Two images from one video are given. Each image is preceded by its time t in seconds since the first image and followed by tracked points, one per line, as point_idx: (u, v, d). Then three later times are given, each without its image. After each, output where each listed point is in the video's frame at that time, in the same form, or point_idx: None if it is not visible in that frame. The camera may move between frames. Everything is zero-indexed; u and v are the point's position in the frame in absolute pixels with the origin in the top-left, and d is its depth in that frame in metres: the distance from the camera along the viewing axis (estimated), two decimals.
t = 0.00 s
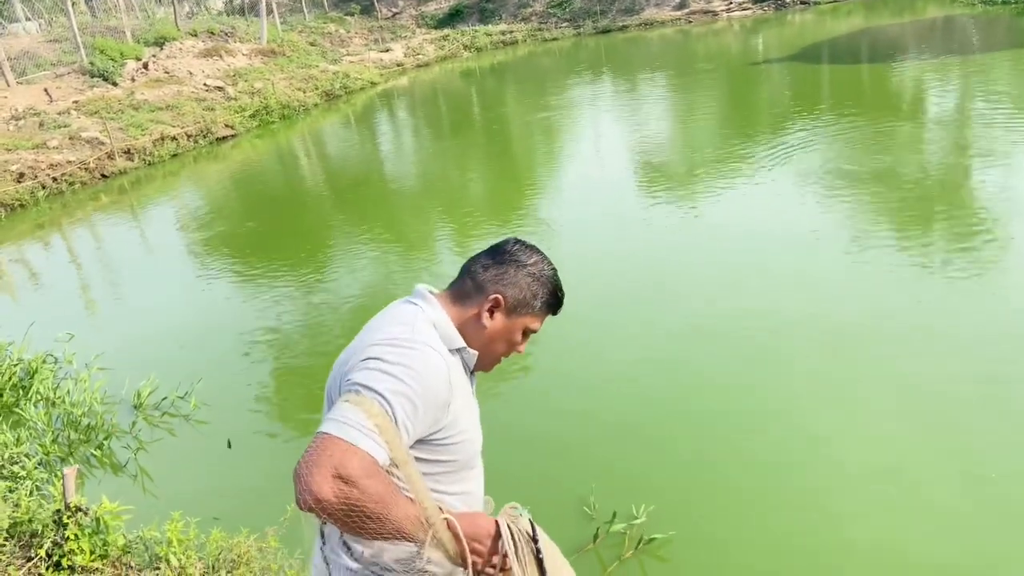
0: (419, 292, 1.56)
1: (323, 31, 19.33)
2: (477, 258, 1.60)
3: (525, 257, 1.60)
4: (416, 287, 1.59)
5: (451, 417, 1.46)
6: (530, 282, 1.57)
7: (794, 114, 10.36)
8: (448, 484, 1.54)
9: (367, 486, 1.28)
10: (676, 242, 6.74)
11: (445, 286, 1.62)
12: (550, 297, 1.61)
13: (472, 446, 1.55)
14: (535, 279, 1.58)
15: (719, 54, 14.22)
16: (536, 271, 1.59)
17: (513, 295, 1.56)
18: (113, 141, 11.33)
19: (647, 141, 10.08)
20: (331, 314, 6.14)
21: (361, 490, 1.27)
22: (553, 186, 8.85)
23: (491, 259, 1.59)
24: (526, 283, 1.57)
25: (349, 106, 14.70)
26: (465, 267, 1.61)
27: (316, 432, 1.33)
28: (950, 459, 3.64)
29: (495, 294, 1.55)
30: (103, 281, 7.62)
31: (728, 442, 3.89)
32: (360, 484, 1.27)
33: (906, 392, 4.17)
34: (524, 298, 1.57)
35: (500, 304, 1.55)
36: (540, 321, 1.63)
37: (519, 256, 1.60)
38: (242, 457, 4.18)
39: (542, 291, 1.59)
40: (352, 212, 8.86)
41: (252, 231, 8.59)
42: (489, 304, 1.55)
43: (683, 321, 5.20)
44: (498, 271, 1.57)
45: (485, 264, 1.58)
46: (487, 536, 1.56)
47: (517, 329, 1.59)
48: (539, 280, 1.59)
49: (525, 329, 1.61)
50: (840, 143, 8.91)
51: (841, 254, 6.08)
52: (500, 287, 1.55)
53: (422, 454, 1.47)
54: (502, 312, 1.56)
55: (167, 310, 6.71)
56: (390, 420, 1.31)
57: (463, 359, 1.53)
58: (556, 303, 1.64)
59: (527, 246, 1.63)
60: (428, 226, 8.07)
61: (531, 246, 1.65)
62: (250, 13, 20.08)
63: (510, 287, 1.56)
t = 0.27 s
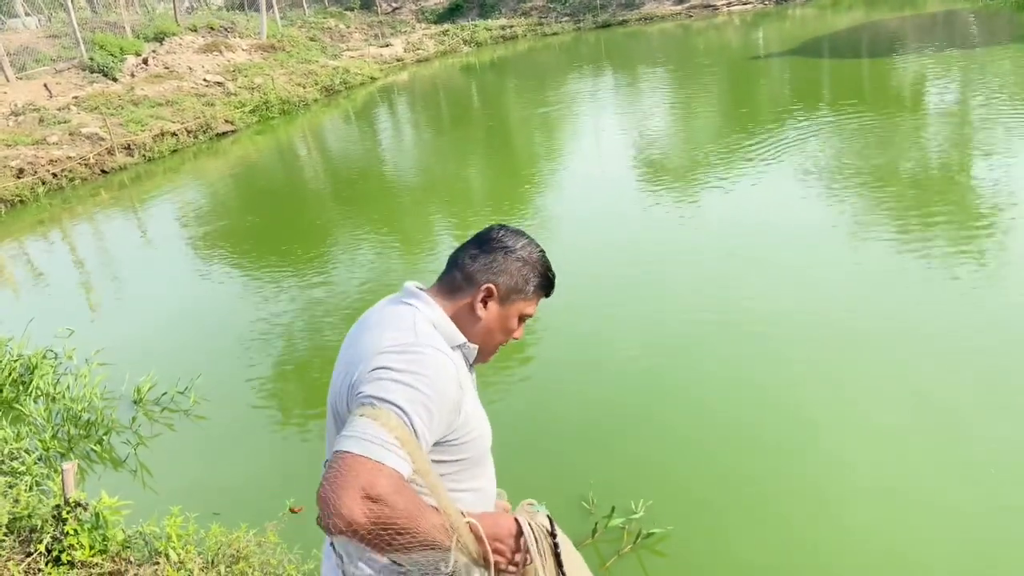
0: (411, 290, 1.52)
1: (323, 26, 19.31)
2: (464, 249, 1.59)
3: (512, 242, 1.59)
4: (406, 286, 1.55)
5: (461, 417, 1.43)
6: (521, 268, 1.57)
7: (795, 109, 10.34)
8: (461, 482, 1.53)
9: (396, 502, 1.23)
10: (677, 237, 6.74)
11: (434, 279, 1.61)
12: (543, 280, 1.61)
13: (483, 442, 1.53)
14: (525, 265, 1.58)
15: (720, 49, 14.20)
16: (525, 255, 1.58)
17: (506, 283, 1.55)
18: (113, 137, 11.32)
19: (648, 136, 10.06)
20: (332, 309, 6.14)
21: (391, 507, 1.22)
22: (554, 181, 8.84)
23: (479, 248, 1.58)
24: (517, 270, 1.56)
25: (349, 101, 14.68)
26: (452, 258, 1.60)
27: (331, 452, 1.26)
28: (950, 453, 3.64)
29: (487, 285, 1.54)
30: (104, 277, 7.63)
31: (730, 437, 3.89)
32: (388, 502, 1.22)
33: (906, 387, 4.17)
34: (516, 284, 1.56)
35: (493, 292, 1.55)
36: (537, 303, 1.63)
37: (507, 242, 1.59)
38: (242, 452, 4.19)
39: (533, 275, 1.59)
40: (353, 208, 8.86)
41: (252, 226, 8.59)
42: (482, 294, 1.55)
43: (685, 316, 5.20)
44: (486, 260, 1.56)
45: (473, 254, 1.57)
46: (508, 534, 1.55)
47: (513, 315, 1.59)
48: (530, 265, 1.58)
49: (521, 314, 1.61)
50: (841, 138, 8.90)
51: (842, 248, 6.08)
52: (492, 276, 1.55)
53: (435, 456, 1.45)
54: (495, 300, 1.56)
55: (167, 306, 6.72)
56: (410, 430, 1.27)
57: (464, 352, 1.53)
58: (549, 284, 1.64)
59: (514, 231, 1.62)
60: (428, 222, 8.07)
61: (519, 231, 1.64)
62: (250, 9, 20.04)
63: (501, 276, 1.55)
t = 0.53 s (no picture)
0: (399, 299, 1.50)
1: (320, 22, 19.27)
2: (449, 249, 1.56)
3: (497, 237, 1.56)
4: (393, 294, 1.53)
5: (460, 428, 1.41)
6: (509, 264, 1.54)
7: (793, 105, 10.34)
8: (467, 491, 1.51)
9: (403, 536, 1.22)
10: (674, 233, 6.73)
11: (421, 282, 1.58)
12: (533, 273, 1.58)
13: (486, 449, 1.52)
14: (512, 260, 1.55)
15: (718, 45, 14.17)
16: (511, 249, 1.55)
17: (493, 281, 1.53)
18: (109, 133, 11.29)
19: (645, 132, 10.05)
20: (329, 306, 6.13)
21: (398, 542, 1.22)
22: (551, 177, 8.83)
23: (463, 246, 1.55)
24: (504, 267, 1.53)
25: (346, 97, 14.66)
26: (438, 259, 1.57)
27: (330, 487, 1.24)
28: (947, 450, 3.64)
29: (474, 285, 1.52)
30: (100, 273, 7.61)
31: (728, 433, 3.89)
32: (396, 535, 1.21)
33: (904, 384, 4.17)
34: (505, 280, 1.54)
35: (482, 292, 1.53)
36: (530, 297, 1.60)
37: (492, 239, 1.55)
38: (237, 450, 4.18)
39: (522, 270, 1.56)
40: (350, 204, 8.85)
41: (249, 223, 8.58)
42: (471, 295, 1.52)
43: (682, 312, 5.20)
44: (472, 259, 1.53)
45: (457, 254, 1.54)
46: (515, 548, 1.57)
47: (506, 312, 1.57)
48: (518, 259, 1.55)
49: (514, 310, 1.59)
50: (838, 134, 8.89)
51: (840, 244, 6.08)
52: (480, 275, 1.52)
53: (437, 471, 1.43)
54: (485, 299, 1.53)
55: (164, 302, 6.70)
56: (411, 458, 1.25)
57: (459, 356, 1.51)
58: (539, 276, 1.61)
59: (498, 225, 1.59)
60: (426, 218, 8.06)
61: (503, 223, 1.61)
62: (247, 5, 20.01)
63: (488, 274, 1.53)
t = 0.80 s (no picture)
0: (380, 309, 1.48)
1: (314, 17, 19.19)
2: (432, 252, 1.54)
3: (482, 242, 1.52)
4: (375, 304, 1.51)
5: (454, 441, 1.40)
6: (494, 270, 1.50)
7: (788, 101, 10.33)
8: (468, 503, 1.50)
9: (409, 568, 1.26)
10: (669, 229, 6.72)
11: (405, 289, 1.56)
12: (520, 279, 1.55)
13: (483, 459, 1.51)
14: (498, 266, 1.51)
15: (713, 41, 14.15)
16: (497, 254, 1.51)
17: (478, 286, 1.50)
18: (102, 129, 11.22)
19: (641, 129, 10.04)
20: (323, 302, 6.10)
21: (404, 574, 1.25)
22: (547, 174, 8.80)
23: (448, 250, 1.52)
24: (489, 273, 1.50)
25: (341, 93, 14.60)
26: (421, 263, 1.54)
27: (331, 525, 1.26)
28: (943, 446, 3.64)
29: (457, 291, 1.49)
30: (92, 270, 7.57)
31: (724, 430, 3.88)
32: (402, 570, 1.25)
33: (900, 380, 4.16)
34: (490, 287, 1.51)
35: (466, 299, 1.50)
36: (518, 304, 1.57)
37: (477, 243, 1.52)
38: (231, 448, 4.16)
39: (509, 276, 1.52)
40: (345, 200, 8.81)
41: (243, 219, 8.53)
42: (455, 302, 1.50)
43: (677, 309, 5.19)
44: (455, 264, 1.50)
45: (440, 259, 1.51)
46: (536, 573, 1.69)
47: (493, 320, 1.54)
48: (503, 265, 1.52)
49: (502, 318, 1.55)
50: (834, 130, 8.89)
51: (835, 241, 6.07)
52: (463, 281, 1.49)
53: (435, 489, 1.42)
54: (469, 306, 1.51)
55: (157, 299, 6.67)
56: (409, 490, 1.26)
57: (446, 367, 1.49)
58: (528, 281, 1.57)
59: (485, 229, 1.55)
60: (420, 215, 8.03)
61: (490, 226, 1.57)
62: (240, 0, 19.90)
63: (473, 280, 1.50)
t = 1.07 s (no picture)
0: (330, 311, 1.44)
1: (306, 11, 19.09)
2: (381, 244, 1.49)
3: (431, 228, 1.47)
4: (324, 307, 1.47)
5: (414, 433, 1.39)
6: (443, 256, 1.45)
7: (781, 96, 10.32)
8: (437, 502, 1.47)
9: (386, 558, 1.21)
10: (662, 224, 6.70)
11: (358, 286, 1.52)
12: (473, 264, 1.49)
13: (449, 456, 1.48)
14: (448, 253, 1.46)
15: (707, 36, 14.13)
16: (446, 241, 1.47)
17: (428, 275, 1.45)
18: (91, 124, 11.14)
19: (633, 123, 10.02)
20: (315, 298, 6.07)
21: (378, 565, 1.20)
22: (540, 168, 8.77)
23: (396, 241, 1.47)
24: (439, 260, 1.45)
25: (333, 87, 14.53)
26: (371, 257, 1.50)
27: (296, 531, 1.22)
28: (934, 439, 3.64)
29: (408, 282, 1.44)
30: (82, 265, 7.51)
31: (716, 424, 3.88)
32: (372, 557, 1.20)
33: (891, 374, 4.16)
34: (442, 275, 1.46)
35: (418, 290, 1.45)
36: (475, 290, 1.51)
37: (425, 230, 1.47)
38: (222, 445, 4.12)
39: (461, 262, 1.47)
40: (337, 195, 8.77)
41: (234, 214, 8.48)
42: (406, 294, 1.45)
43: (670, 303, 5.18)
44: (403, 254, 1.45)
45: (389, 250, 1.47)
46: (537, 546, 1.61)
47: (450, 309, 1.49)
48: (454, 250, 1.46)
49: (460, 306, 1.50)
50: (827, 125, 8.89)
51: (828, 234, 6.07)
52: (413, 271, 1.44)
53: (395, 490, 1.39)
54: (423, 297, 1.46)
55: (147, 295, 6.62)
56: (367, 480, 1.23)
57: (402, 365, 1.45)
58: (482, 265, 1.52)
59: (434, 216, 1.50)
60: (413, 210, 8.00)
61: (440, 213, 1.52)
62: None
63: (423, 269, 1.45)
